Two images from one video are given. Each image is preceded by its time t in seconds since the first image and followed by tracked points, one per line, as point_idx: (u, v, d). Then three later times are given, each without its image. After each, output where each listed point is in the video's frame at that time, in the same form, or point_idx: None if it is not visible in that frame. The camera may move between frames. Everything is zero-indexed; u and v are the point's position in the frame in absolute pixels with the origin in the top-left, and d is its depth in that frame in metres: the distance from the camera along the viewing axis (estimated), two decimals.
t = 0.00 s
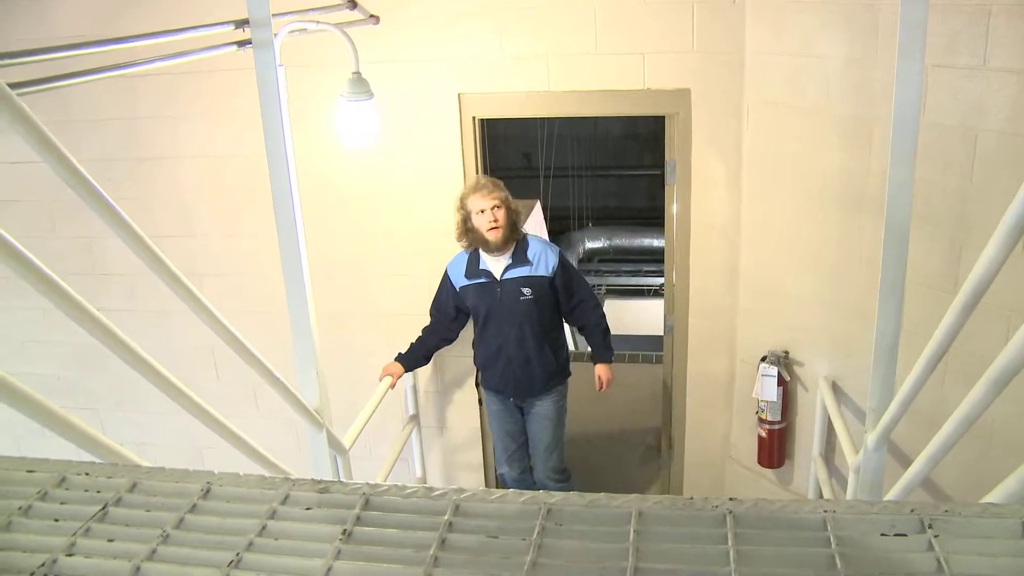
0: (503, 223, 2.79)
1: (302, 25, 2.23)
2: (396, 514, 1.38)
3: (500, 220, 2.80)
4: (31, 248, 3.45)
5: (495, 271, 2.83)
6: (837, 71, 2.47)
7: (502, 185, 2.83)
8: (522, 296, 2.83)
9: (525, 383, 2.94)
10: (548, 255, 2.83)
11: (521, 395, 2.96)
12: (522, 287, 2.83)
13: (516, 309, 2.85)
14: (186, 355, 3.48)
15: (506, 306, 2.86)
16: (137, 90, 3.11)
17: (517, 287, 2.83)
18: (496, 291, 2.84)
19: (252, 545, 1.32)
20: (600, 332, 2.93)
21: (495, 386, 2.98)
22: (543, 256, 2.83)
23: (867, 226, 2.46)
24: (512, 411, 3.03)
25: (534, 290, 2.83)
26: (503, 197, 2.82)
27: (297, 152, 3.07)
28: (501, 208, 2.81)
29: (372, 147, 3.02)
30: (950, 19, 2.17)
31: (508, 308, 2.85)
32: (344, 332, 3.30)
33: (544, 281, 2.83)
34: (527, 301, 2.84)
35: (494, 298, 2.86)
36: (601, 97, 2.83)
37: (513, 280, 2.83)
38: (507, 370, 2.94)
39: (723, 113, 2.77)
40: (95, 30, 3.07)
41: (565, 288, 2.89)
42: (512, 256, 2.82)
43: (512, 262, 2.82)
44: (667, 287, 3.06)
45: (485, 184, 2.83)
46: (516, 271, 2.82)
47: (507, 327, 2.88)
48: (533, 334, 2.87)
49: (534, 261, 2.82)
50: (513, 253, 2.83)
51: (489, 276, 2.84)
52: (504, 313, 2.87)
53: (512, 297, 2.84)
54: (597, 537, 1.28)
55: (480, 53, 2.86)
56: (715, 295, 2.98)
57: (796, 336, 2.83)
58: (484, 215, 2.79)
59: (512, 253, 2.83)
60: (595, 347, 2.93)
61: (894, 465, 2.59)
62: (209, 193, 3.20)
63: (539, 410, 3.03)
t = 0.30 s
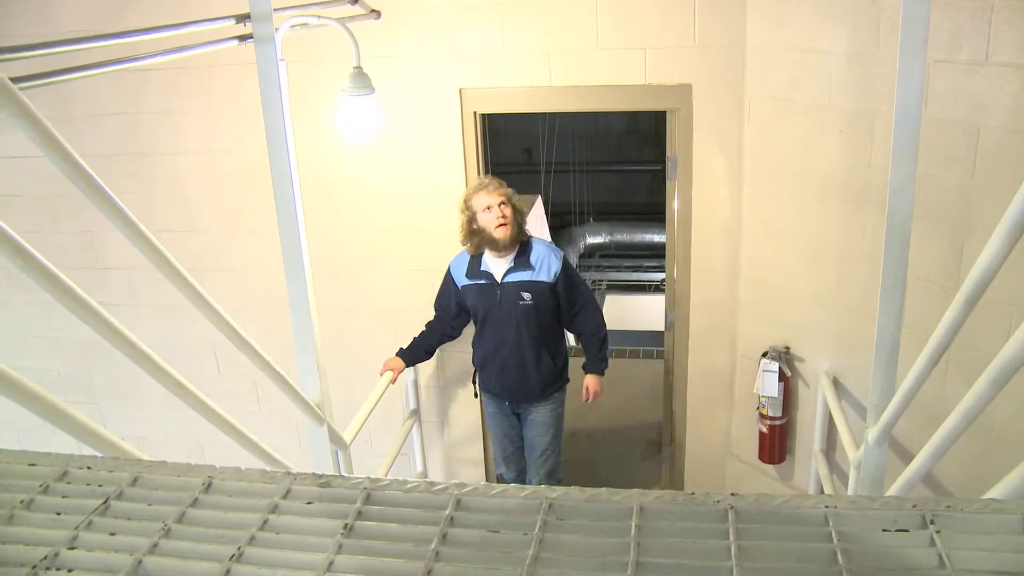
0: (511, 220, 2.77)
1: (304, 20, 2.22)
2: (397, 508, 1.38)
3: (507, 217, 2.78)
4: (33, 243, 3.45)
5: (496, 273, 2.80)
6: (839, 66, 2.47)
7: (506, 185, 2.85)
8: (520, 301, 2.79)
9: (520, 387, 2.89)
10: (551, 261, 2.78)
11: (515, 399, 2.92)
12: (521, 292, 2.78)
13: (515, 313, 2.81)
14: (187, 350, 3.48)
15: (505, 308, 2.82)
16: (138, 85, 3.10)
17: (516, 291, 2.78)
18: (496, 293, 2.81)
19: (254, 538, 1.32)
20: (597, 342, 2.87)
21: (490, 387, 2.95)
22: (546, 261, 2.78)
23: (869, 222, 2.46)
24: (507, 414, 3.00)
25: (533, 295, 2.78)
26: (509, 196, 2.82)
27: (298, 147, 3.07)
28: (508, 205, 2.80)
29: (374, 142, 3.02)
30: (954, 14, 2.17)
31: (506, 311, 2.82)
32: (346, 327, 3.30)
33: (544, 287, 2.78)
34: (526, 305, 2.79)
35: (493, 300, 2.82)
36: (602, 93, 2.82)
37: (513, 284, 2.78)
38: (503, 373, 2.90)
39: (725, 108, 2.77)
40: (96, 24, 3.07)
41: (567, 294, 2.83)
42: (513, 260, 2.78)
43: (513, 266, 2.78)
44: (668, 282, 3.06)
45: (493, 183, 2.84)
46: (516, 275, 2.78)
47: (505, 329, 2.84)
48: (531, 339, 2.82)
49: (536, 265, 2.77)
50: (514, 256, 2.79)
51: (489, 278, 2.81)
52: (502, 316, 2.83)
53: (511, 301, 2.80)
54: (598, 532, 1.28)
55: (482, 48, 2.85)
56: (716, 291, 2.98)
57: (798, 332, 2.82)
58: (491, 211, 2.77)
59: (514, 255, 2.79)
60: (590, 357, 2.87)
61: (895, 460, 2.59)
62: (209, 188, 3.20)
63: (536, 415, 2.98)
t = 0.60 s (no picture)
0: (531, 229, 2.75)
1: (313, 25, 2.23)
2: (406, 514, 1.38)
3: (528, 226, 2.75)
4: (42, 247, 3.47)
5: (513, 284, 2.76)
6: (848, 72, 2.46)
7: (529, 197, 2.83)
8: (535, 315, 2.73)
9: (528, 405, 2.85)
10: (572, 278, 2.72)
11: (523, 417, 2.88)
12: (537, 306, 2.73)
13: (529, 328, 2.75)
14: (195, 354, 3.49)
15: (518, 322, 2.77)
16: (147, 89, 3.12)
17: (532, 304, 2.73)
18: (511, 304, 2.76)
19: (263, 544, 1.32)
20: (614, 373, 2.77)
21: (500, 402, 2.91)
22: (566, 278, 2.73)
23: (878, 228, 2.46)
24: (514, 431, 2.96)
25: (549, 310, 2.73)
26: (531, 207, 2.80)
27: (307, 152, 3.07)
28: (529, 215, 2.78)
29: (383, 147, 3.03)
30: (963, 19, 2.16)
31: (519, 326, 2.76)
32: (353, 331, 3.30)
33: (561, 303, 2.72)
34: (541, 321, 2.74)
35: (508, 314, 2.77)
36: (610, 97, 2.82)
37: (529, 297, 2.74)
38: (512, 388, 2.85)
39: (734, 114, 2.77)
40: (105, 29, 3.08)
41: (586, 314, 2.76)
42: (531, 271, 2.74)
43: (531, 278, 2.73)
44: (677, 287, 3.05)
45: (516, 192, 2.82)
46: (533, 287, 2.73)
47: (517, 345, 2.79)
48: (543, 356, 2.77)
49: (555, 280, 2.72)
50: (533, 268, 2.75)
51: (507, 289, 2.77)
52: (515, 331, 2.78)
53: (526, 316, 2.75)
54: (608, 540, 1.28)
55: (491, 53, 2.86)
56: (725, 296, 2.98)
57: (806, 337, 2.82)
58: (512, 219, 2.75)
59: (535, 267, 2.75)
60: (607, 387, 2.77)
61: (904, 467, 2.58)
62: (218, 192, 3.21)
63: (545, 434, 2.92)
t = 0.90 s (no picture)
0: (547, 243, 2.74)
1: (322, 30, 2.24)
2: (414, 519, 1.38)
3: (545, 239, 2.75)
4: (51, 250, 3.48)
5: (532, 300, 2.74)
6: (857, 77, 2.46)
7: (550, 211, 2.83)
8: (555, 332, 2.71)
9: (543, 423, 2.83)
10: (593, 297, 2.72)
11: (539, 435, 2.86)
12: (556, 323, 2.71)
13: (548, 346, 2.73)
14: (202, 357, 3.49)
15: (537, 339, 2.74)
16: (155, 93, 3.13)
17: (552, 321, 2.71)
18: (530, 321, 2.74)
19: (272, 548, 1.33)
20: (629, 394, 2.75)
21: (513, 419, 2.89)
22: (587, 294, 2.73)
23: (886, 234, 2.45)
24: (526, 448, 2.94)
25: (570, 328, 2.71)
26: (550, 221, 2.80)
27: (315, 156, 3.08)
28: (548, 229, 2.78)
29: (390, 152, 3.03)
30: (972, 25, 2.16)
31: (538, 343, 2.74)
32: (360, 334, 3.31)
33: (582, 321, 2.71)
34: (561, 338, 2.72)
35: (527, 331, 2.75)
36: (618, 102, 2.82)
37: (549, 313, 2.72)
38: (529, 407, 2.83)
39: (741, 119, 2.77)
40: (114, 33, 3.10)
41: (606, 332, 2.74)
42: (552, 288, 2.74)
43: (552, 294, 2.73)
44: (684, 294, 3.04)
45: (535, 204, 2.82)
46: (553, 304, 2.72)
47: (535, 363, 2.77)
48: (561, 374, 2.75)
49: (576, 297, 2.72)
50: (554, 284, 2.74)
51: (525, 305, 2.75)
52: (533, 349, 2.75)
53: (545, 332, 2.73)
54: (616, 545, 1.28)
55: (498, 58, 2.86)
56: (733, 302, 2.97)
57: (814, 343, 2.81)
58: (528, 232, 2.76)
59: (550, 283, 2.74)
60: (618, 409, 2.74)
61: (912, 474, 2.57)
62: (225, 195, 3.21)
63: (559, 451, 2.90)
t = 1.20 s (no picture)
0: (550, 256, 2.67)
1: (330, 34, 2.25)
2: (425, 521, 1.38)
3: (546, 253, 2.68)
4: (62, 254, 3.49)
5: (539, 314, 2.71)
6: (865, 77, 2.46)
7: (557, 221, 2.72)
8: (564, 347, 2.69)
9: (551, 437, 2.82)
10: (603, 309, 2.68)
11: (547, 448, 2.84)
12: (565, 338, 2.68)
13: (556, 362, 2.71)
14: (212, 360, 3.50)
15: (545, 354, 2.72)
16: (164, 97, 3.14)
17: (560, 336, 2.69)
18: (537, 335, 2.71)
19: (284, 551, 1.33)
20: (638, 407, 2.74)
21: (520, 433, 2.88)
22: (596, 308, 2.68)
23: (895, 235, 2.45)
24: (533, 462, 2.93)
25: (578, 343, 2.68)
26: (555, 232, 2.71)
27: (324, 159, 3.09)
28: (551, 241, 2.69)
29: (399, 155, 3.04)
30: (980, 26, 2.16)
31: (546, 359, 2.72)
32: (369, 337, 3.32)
33: (591, 336, 2.68)
34: (569, 354, 2.69)
35: (535, 346, 2.73)
36: (625, 104, 2.83)
37: (557, 327, 2.69)
38: (537, 420, 2.81)
39: (750, 120, 2.77)
40: (123, 38, 3.11)
41: (616, 347, 2.72)
42: (559, 301, 2.70)
43: (559, 308, 2.69)
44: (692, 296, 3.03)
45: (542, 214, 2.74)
46: (561, 319, 2.69)
47: (542, 378, 2.75)
48: (569, 389, 2.74)
49: (584, 311, 2.68)
50: (561, 298, 2.70)
51: (533, 319, 2.72)
52: (541, 364, 2.73)
53: (553, 347, 2.70)
54: (627, 548, 1.28)
55: (506, 61, 2.87)
56: (743, 304, 2.97)
57: (823, 345, 2.80)
58: (530, 245, 2.69)
59: (555, 297, 2.70)
60: (626, 422, 2.75)
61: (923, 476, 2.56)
62: (234, 199, 3.22)
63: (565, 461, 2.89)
